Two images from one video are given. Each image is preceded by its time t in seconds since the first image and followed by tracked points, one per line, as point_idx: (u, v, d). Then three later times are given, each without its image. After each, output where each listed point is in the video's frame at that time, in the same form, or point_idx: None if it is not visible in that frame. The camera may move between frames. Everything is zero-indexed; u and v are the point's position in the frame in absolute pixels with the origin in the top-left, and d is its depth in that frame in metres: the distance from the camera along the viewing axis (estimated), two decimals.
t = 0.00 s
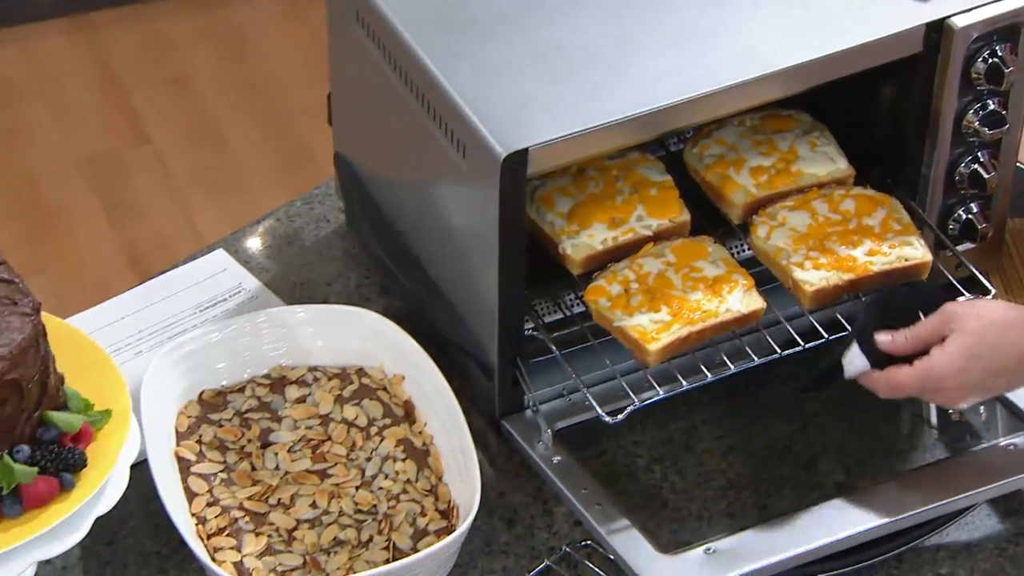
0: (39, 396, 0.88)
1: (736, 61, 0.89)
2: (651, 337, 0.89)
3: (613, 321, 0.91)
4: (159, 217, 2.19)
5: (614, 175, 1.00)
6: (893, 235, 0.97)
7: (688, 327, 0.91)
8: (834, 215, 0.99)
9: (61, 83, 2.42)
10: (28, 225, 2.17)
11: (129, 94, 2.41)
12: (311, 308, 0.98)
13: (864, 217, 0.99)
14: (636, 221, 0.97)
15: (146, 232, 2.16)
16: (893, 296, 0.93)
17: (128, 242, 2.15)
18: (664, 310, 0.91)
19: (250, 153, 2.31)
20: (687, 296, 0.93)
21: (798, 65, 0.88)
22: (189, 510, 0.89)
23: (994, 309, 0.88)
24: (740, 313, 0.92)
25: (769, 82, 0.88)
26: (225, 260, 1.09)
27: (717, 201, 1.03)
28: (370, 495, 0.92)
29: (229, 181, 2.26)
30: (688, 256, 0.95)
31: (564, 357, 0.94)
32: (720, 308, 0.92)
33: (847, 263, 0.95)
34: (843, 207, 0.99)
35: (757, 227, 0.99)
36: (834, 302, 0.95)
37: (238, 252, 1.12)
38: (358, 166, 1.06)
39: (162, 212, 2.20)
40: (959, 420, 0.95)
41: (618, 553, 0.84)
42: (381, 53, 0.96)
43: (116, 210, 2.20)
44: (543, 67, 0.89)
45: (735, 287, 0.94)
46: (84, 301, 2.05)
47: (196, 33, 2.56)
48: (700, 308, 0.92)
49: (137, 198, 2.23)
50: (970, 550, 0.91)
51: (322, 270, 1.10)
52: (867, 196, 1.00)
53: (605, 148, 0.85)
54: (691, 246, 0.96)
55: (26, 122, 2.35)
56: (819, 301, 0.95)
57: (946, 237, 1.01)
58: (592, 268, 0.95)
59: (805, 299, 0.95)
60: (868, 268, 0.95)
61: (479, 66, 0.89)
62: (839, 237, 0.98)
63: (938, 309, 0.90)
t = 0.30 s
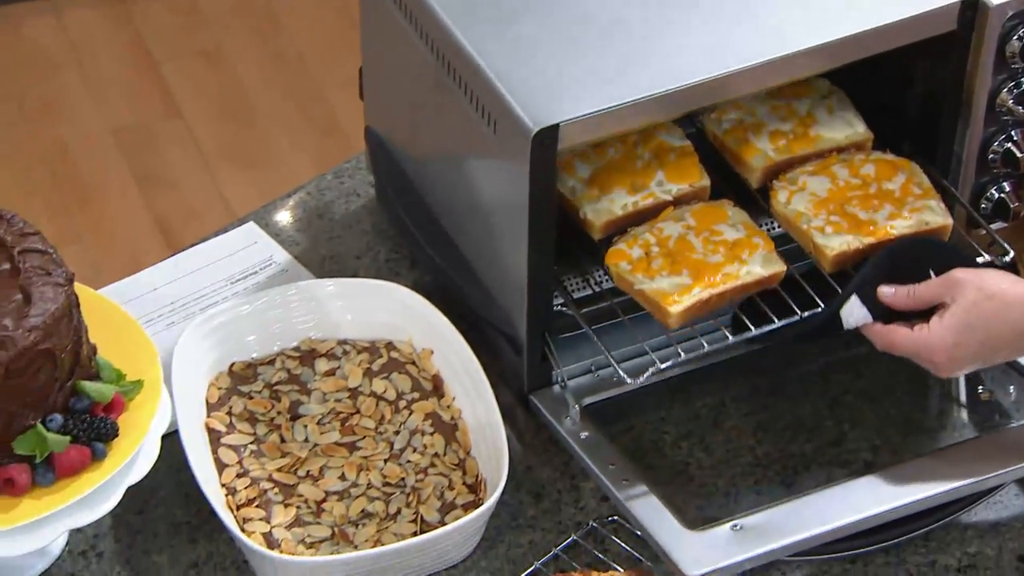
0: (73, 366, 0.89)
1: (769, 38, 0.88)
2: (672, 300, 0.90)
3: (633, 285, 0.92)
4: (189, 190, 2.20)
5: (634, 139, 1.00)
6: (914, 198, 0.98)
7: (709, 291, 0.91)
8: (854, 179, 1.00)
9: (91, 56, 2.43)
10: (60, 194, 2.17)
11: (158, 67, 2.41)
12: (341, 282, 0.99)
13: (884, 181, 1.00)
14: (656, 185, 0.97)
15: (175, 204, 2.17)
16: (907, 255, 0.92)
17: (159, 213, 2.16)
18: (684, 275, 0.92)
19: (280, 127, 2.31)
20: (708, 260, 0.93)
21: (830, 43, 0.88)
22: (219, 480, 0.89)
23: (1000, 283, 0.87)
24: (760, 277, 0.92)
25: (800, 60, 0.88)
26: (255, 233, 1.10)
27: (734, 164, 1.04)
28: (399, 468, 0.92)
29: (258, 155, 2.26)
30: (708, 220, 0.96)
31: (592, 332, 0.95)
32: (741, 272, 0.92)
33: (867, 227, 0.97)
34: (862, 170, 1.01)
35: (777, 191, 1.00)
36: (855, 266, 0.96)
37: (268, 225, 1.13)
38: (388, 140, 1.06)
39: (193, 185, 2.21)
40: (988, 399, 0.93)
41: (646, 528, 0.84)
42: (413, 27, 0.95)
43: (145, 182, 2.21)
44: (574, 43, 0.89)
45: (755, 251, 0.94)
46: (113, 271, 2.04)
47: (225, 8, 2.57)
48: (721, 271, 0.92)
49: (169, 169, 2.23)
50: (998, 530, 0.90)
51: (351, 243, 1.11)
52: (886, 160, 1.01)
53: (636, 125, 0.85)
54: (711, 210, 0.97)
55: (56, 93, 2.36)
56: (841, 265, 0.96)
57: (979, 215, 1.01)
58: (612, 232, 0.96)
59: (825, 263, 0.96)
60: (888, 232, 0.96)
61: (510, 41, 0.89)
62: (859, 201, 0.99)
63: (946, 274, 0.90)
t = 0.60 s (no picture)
0: (102, 335, 0.90)
1: (800, 14, 0.87)
2: (659, 221, 0.92)
3: (623, 208, 0.94)
4: (218, 161, 2.21)
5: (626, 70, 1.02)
6: (901, 126, 0.99)
7: (697, 213, 0.93)
8: (842, 109, 1.01)
9: (121, 25, 2.44)
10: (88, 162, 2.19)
11: (183, 39, 2.42)
12: (369, 254, 1.00)
13: (872, 110, 1.01)
14: (648, 114, 0.99)
15: (203, 176, 2.18)
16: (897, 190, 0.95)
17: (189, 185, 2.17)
18: (673, 199, 0.94)
19: (310, 100, 2.31)
20: (696, 184, 0.95)
21: (861, 18, 0.87)
22: (247, 450, 0.90)
23: (982, 211, 0.88)
24: (748, 200, 0.94)
25: (831, 36, 0.87)
26: (285, 205, 1.11)
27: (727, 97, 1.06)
28: (425, 441, 0.93)
29: (287, 127, 2.26)
30: (697, 146, 0.98)
31: (618, 307, 0.94)
32: (730, 195, 0.94)
33: (855, 153, 0.98)
34: (852, 101, 1.02)
35: (767, 120, 1.02)
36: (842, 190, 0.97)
37: (297, 197, 1.14)
38: (418, 113, 1.06)
39: (223, 159, 2.21)
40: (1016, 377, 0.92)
41: (671, 502, 0.84)
42: None
43: (175, 153, 2.22)
44: (604, 15, 0.88)
45: (743, 176, 0.96)
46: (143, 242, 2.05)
47: None
48: (709, 195, 0.94)
49: (200, 140, 2.24)
50: None
51: (379, 216, 1.12)
52: (875, 91, 1.02)
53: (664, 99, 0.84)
54: (701, 137, 0.99)
55: (86, 62, 2.37)
56: (827, 190, 0.97)
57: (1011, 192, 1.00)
58: (604, 159, 0.98)
59: (812, 188, 0.97)
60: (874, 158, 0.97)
61: (540, 14, 0.88)
62: (847, 128, 1.00)
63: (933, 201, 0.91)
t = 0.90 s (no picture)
0: (132, 304, 0.90)
1: None
2: (661, 162, 0.94)
3: (626, 147, 0.96)
4: (247, 130, 2.20)
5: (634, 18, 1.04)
6: (903, 70, 0.99)
7: (698, 154, 0.95)
8: (847, 53, 1.02)
9: None
10: (118, 130, 2.19)
11: (210, 12, 2.42)
12: (396, 226, 1.00)
13: (876, 55, 1.01)
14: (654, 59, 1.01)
15: (231, 144, 2.18)
16: (897, 133, 0.96)
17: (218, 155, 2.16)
18: (675, 138, 0.96)
19: (340, 70, 2.31)
20: (699, 125, 0.97)
21: None
22: (274, 420, 0.91)
23: (985, 154, 0.87)
24: (749, 141, 0.96)
25: (862, 10, 0.86)
26: (313, 175, 1.13)
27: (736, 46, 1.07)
28: (451, 413, 0.93)
29: (317, 96, 2.26)
30: (701, 89, 1.00)
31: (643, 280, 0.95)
32: (732, 136, 0.96)
33: (856, 96, 0.98)
34: (856, 46, 1.03)
35: (773, 66, 1.03)
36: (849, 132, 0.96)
37: (325, 167, 1.17)
38: (447, 85, 1.06)
39: (253, 129, 2.21)
40: None
41: (696, 476, 0.85)
42: None
43: (204, 122, 2.22)
44: None
45: (746, 117, 0.98)
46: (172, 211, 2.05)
47: None
48: (711, 134, 0.96)
49: (228, 112, 2.24)
50: None
51: (405, 193, 1.14)
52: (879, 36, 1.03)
53: (692, 72, 0.84)
54: (706, 82, 1.01)
55: (116, 33, 2.38)
56: (831, 132, 0.98)
57: None
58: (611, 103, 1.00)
59: (815, 132, 0.98)
60: (876, 100, 0.97)
61: None
62: (851, 72, 1.00)
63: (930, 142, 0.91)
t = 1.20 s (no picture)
0: (161, 273, 0.91)
1: None
2: (673, 112, 0.96)
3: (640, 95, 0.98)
4: (274, 100, 2.20)
5: None
6: (912, 24, 1.03)
7: (709, 105, 0.98)
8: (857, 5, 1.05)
9: None
10: (145, 100, 2.19)
11: None
12: (423, 198, 1.01)
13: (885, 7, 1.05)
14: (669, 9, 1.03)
15: (258, 114, 2.18)
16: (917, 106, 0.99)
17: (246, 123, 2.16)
18: (686, 89, 0.98)
19: (366, 43, 2.31)
20: (710, 77, 1.00)
21: None
22: (301, 390, 0.91)
23: (1011, 125, 0.86)
24: (759, 93, 0.98)
25: None
26: (341, 146, 1.15)
27: None
28: (476, 385, 0.94)
29: (343, 68, 2.26)
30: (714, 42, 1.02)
31: (669, 255, 0.95)
32: (743, 87, 0.99)
33: (866, 48, 1.02)
34: None
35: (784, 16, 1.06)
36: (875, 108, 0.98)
37: (352, 139, 1.18)
38: (476, 59, 1.07)
39: (281, 99, 2.20)
40: None
41: (720, 450, 0.85)
42: None
43: (233, 92, 2.22)
44: None
45: (757, 70, 1.00)
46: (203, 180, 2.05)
47: None
48: (722, 86, 0.99)
49: (255, 83, 2.24)
50: None
51: (433, 163, 1.16)
52: None
53: (727, 44, 0.83)
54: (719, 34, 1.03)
55: (142, 4, 2.38)
56: (839, 85, 1.01)
57: None
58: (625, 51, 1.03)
59: (824, 83, 1.02)
60: (886, 54, 1.01)
61: None
62: (860, 24, 1.04)
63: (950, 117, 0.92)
